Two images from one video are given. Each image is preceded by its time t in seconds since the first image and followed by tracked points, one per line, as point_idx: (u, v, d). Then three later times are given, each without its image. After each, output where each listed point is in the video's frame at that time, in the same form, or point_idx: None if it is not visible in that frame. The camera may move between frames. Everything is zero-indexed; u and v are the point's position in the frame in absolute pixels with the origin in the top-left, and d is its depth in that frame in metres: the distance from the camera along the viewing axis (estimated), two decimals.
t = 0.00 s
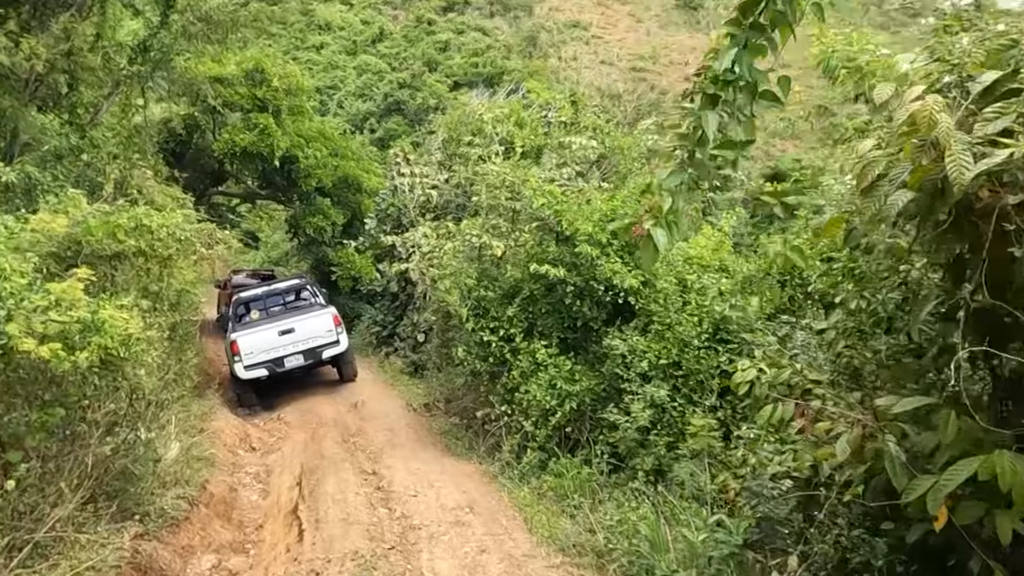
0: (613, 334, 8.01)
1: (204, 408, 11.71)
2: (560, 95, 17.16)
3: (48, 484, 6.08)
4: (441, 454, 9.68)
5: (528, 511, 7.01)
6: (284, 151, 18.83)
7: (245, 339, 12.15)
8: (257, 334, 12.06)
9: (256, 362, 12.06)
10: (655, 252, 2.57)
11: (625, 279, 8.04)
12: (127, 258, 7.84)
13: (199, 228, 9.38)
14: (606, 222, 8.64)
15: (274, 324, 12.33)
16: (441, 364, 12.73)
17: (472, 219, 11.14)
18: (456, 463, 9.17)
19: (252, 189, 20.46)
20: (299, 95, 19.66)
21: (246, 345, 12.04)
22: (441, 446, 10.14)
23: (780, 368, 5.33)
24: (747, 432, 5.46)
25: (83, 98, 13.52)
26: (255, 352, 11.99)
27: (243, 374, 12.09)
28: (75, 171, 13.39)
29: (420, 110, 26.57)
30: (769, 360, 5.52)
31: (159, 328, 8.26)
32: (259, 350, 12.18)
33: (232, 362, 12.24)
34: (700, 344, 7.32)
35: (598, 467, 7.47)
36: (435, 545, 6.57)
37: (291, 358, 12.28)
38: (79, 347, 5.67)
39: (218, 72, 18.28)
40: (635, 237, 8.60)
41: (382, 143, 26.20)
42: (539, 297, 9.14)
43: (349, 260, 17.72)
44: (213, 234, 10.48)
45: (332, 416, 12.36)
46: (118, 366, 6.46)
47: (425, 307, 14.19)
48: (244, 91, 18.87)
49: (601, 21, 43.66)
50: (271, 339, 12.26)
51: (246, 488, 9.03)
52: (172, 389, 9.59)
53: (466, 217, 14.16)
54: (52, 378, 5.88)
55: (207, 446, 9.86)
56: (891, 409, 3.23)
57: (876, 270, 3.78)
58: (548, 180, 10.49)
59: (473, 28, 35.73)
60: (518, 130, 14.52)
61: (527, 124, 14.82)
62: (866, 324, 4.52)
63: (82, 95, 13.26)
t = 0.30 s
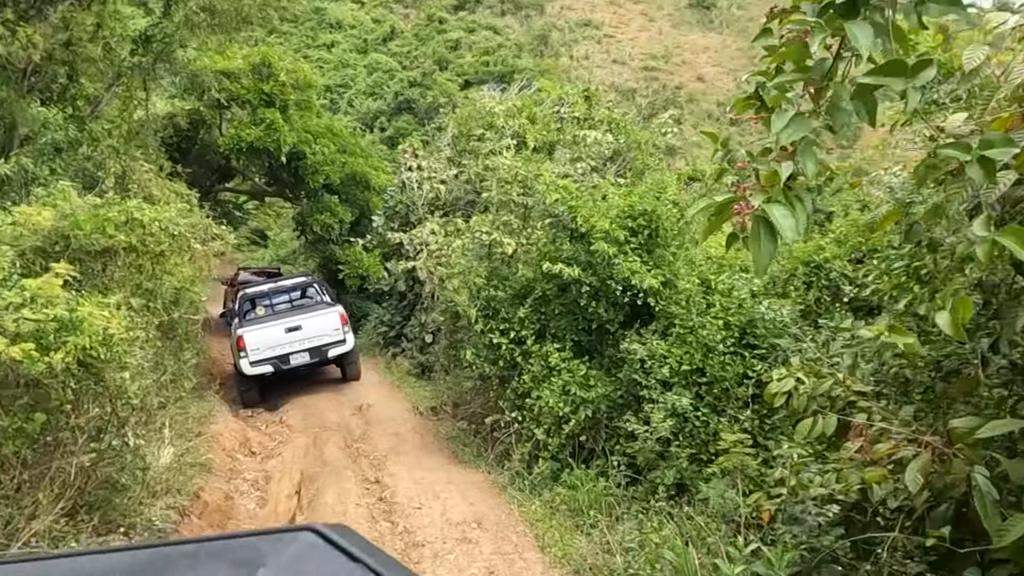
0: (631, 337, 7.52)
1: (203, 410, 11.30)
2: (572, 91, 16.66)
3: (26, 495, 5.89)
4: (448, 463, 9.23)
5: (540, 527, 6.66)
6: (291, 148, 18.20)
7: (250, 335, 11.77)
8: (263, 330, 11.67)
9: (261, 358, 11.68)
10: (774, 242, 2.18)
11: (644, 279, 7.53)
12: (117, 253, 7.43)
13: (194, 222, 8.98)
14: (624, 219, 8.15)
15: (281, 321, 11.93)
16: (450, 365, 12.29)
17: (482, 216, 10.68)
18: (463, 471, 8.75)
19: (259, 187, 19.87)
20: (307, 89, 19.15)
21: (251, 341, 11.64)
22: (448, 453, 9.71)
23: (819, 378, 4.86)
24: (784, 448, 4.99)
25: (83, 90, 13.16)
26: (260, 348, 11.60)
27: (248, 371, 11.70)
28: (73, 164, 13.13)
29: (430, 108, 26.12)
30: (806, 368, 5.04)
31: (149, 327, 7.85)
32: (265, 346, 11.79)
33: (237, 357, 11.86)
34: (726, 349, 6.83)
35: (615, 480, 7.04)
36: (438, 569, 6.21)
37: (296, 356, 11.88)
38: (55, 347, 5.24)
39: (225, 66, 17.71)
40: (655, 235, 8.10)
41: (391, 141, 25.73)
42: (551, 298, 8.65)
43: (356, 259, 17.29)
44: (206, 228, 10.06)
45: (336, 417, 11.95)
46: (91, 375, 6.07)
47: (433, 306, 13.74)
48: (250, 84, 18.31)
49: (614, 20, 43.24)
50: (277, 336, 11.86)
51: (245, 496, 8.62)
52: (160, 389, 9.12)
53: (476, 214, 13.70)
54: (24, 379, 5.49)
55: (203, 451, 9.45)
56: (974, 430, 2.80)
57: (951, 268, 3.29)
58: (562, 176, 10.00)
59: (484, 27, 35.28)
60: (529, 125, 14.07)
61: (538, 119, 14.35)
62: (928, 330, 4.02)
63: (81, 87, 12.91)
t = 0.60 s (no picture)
0: (650, 338, 7.00)
1: (199, 412, 10.82)
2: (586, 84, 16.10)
3: None
4: (454, 470, 8.74)
5: (551, 544, 6.16)
6: (297, 141, 17.22)
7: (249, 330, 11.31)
8: (262, 325, 11.23)
9: (261, 355, 11.23)
10: None
11: (664, 277, 7.00)
12: (103, 247, 6.97)
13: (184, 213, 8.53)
14: (642, 212, 7.66)
15: (281, 317, 11.49)
16: (457, 366, 11.81)
17: (491, 210, 10.17)
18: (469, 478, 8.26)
19: (265, 183, 18.86)
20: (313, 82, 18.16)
21: (250, 337, 11.19)
22: (453, 458, 9.22)
23: (867, 387, 4.33)
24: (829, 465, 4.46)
25: (80, 79, 12.75)
26: (260, 345, 11.16)
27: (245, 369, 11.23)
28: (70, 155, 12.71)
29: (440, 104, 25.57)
30: (851, 376, 4.51)
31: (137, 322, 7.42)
32: (265, 342, 11.35)
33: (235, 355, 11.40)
34: (753, 352, 6.35)
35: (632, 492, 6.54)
36: None
37: (296, 353, 11.43)
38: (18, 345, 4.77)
39: (229, 57, 16.99)
40: (675, 231, 7.60)
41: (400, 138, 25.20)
42: (564, 296, 8.15)
43: (363, 256, 16.84)
44: (196, 219, 9.63)
45: (338, 419, 11.48)
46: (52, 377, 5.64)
47: (440, 304, 13.24)
48: (253, 76, 17.40)
49: (628, 17, 42.53)
50: (277, 332, 11.42)
51: (237, 503, 8.14)
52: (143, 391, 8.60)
53: (485, 209, 13.18)
54: None
55: (195, 455, 8.97)
56: None
57: None
58: (577, 168, 9.49)
59: (495, 24, 34.73)
60: (542, 118, 13.53)
61: (551, 112, 13.81)
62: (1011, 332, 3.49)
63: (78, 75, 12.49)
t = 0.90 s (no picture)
0: (687, 343, 6.54)
1: (212, 418, 10.46)
2: (607, 79, 15.64)
3: None
4: (477, 481, 8.33)
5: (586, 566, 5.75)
6: (312, 140, 16.85)
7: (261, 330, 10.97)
8: (274, 325, 10.87)
9: (273, 355, 10.87)
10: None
11: (703, 276, 6.54)
12: (107, 248, 6.60)
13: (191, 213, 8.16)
14: (675, 207, 7.20)
15: (293, 316, 11.13)
16: (477, 369, 11.38)
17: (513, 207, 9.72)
18: (493, 490, 7.84)
19: (281, 182, 18.50)
20: (329, 80, 17.68)
21: (262, 337, 10.83)
22: (475, 467, 8.79)
23: (948, 402, 3.86)
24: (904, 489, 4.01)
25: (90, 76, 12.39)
26: (273, 344, 10.80)
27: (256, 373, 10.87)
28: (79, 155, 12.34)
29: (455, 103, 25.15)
30: (928, 389, 4.03)
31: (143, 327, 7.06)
32: (277, 342, 10.99)
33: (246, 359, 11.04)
34: (802, 358, 5.88)
35: (670, 510, 6.12)
36: None
37: (308, 352, 11.07)
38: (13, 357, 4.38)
39: (244, 54, 16.57)
40: (710, 227, 7.14)
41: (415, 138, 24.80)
42: (592, 297, 7.70)
43: (379, 256, 16.45)
44: (203, 219, 9.25)
45: (354, 424, 11.10)
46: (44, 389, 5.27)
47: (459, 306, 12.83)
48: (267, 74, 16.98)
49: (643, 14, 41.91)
50: (289, 331, 11.06)
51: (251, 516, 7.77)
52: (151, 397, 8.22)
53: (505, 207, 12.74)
54: None
55: (206, 464, 8.60)
56: None
57: None
58: (603, 162, 9.01)
59: (510, 23, 34.27)
60: (562, 113, 13.08)
61: (571, 107, 13.35)
62: None
63: (88, 73, 12.09)
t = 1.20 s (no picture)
0: (717, 347, 6.12)
1: (217, 424, 10.11)
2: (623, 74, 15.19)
3: None
4: (493, 492, 7.93)
5: None
6: (321, 139, 16.34)
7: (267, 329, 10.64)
8: (280, 323, 10.53)
9: (279, 354, 10.54)
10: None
11: (735, 276, 6.11)
12: (102, 247, 6.25)
13: (192, 211, 7.78)
14: (703, 202, 6.76)
15: (300, 315, 10.79)
16: (491, 372, 10.99)
17: (529, 204, 9.28)
18: (509, 501, 7.45)
19: (291, 182, 18.03)
20: (338, 77, 17.31)
21: (267, 336, 10.51)
22: (490, 476, 8.40)
23: None
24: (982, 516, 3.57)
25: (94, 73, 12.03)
26: (279, 344, 10.46)
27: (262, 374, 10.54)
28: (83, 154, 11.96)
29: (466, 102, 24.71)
30: (1008, 402, 3.58)
31: (139, 330, 6.71)
32: (284, 341, 10.65)
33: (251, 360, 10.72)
34: (845, 364, 5.47)
35: (702, 527, 5.72)
36: None
37: (315, 352, 10.72)
38: None
39: (252, 52, 16.30)
40: (740, 225, 6.71)
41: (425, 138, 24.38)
42: (614, 299, 7.28)
43: (389, 256, 16.01)
44: (205, 218, 8.89)
45: (364, 429, 10.72)
46: (25, 404, 4.84)
47: (472, 307, 12.42)
48: (276, 72, 16.52)
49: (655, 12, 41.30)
50: (295, 330, 10.71)
51: (255, 529, 7.40)
52: (152, 403, 7.86)
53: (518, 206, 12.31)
54: None
55: (210, 474, 8.23)
56: None
57: None
58: (624, 157, 8.59)
59: (520, 22, 33.86)
60: (578, 108, 12.65)
61: (586, 102, 12.90)
62: None
63: (91, 69, 11.72)
